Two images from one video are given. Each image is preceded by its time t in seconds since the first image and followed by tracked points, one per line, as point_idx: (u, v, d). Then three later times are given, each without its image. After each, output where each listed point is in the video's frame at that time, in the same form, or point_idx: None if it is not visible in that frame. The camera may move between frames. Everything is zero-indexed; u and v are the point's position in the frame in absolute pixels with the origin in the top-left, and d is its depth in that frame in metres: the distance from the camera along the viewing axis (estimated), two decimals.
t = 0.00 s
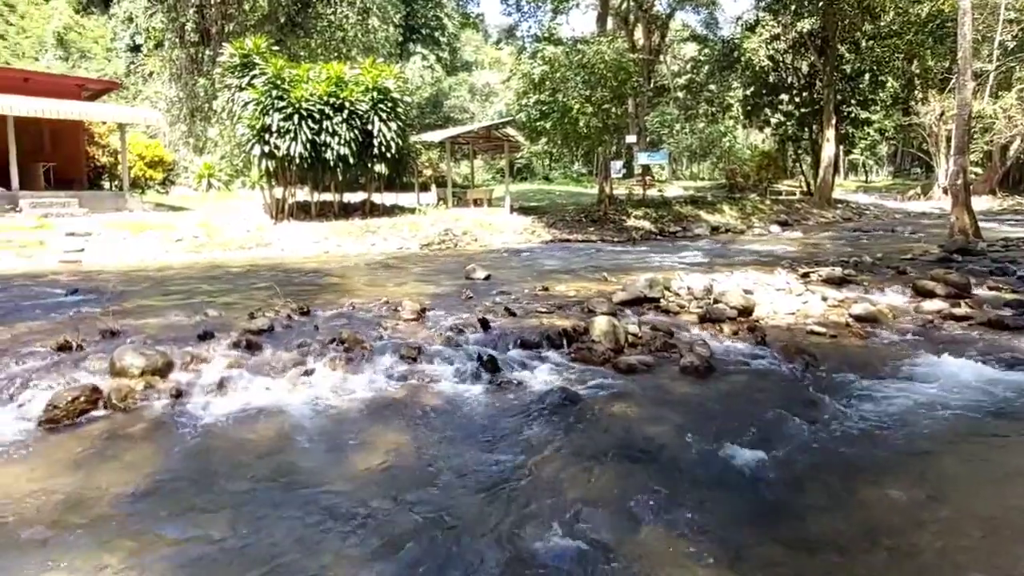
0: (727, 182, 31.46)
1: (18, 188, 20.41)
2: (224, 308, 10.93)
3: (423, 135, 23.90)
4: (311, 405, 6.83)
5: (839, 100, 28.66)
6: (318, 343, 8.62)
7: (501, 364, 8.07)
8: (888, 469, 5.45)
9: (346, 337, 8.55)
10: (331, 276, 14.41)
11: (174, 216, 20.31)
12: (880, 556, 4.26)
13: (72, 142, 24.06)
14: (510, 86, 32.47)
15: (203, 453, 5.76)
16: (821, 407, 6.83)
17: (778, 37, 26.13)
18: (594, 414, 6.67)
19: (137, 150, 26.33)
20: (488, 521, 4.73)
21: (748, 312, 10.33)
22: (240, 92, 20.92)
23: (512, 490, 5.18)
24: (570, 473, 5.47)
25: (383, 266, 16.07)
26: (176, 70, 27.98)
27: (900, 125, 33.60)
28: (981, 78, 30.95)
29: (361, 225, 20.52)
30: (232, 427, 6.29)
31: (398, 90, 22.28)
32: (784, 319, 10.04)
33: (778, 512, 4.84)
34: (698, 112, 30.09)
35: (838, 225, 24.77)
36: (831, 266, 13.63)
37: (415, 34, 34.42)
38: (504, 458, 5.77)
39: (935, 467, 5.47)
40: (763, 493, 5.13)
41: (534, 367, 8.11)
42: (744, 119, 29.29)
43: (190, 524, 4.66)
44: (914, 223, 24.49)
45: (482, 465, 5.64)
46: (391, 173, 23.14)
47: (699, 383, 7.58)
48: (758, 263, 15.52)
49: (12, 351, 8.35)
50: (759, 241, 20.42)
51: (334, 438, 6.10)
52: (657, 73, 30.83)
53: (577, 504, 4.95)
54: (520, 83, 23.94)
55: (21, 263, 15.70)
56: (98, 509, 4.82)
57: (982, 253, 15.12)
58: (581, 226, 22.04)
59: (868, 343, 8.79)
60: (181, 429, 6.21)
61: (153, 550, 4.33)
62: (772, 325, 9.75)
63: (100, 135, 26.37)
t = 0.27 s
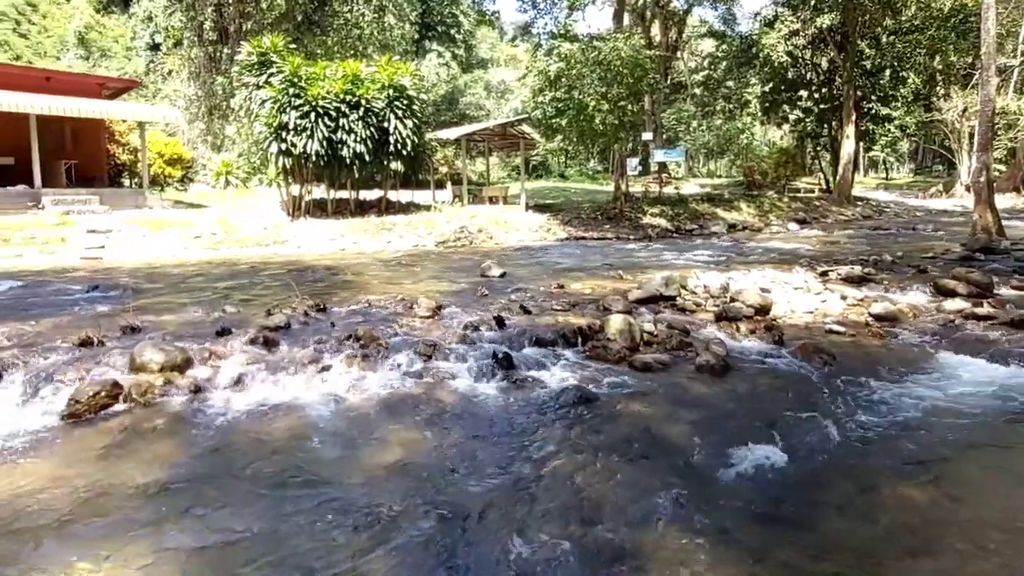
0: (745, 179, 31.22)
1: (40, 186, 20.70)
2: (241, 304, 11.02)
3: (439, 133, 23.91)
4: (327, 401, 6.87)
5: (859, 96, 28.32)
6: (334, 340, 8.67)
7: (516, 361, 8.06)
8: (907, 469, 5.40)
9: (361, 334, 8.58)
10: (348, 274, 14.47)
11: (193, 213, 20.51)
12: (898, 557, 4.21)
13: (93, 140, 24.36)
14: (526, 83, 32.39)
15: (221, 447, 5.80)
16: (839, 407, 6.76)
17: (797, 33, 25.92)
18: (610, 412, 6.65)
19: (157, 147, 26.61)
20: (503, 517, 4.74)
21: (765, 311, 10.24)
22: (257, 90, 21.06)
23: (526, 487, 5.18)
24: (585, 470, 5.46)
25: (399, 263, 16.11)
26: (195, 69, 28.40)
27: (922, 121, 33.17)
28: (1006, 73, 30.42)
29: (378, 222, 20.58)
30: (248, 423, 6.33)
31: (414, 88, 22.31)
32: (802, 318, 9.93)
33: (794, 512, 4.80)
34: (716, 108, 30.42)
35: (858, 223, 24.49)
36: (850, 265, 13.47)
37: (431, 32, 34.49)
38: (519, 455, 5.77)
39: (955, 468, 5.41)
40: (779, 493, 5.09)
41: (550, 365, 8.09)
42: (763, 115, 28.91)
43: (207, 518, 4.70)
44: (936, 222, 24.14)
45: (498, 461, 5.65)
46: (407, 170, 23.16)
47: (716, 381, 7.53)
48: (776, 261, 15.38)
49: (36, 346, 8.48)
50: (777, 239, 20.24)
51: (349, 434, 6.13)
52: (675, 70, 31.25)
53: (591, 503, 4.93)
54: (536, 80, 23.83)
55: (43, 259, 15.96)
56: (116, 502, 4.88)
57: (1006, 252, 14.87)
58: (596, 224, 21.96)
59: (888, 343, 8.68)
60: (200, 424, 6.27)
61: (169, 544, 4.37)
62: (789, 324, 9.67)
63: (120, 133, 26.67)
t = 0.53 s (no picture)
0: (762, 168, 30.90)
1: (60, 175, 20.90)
2: (257, 293, 11.09)
3: (453, 121, 23.87)
4: (342, 390, 6.89)
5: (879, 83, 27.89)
6: (349, 328, 8.69)
7: (531, 351, 8.05)
8: (927, 462, 5.33)
9: (376, 323, 8.59)
10: (363, 263, 14.50)
11: (209, 202, 20.64)
12: (917, 550, 4.17)
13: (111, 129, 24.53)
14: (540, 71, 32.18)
15: (237, 435, 5.84)
16: (857, 398, 6.69)
17: (817, 20, 25.66)
18: (625, 402, 6.63)
19: (173, 137, 26.77)
20: (517, 506, 4.74)
21: (782, 300, 10.15)
22: (272, 79, 21.10)
23: (541, 476, 5.18)
24: (599, 460, 5.44)
25: (413, 252, 16.12)
26: (211, 58, 28.66)
27: (944, 109, 32.63)
28: None
29: (392, 211, 20.60)
30: (264, 411, 6.37)
31: (428, 76, 22.25)
32: (819, 308, 9.84)
33: (810, 504, 4.76)
34: (732, 96, 30.44)
35: (877, 212, 24.18)
36: (868, 254, 13.32)
37: (445, 20, 34.38)
38: (534, 444, 5.77)
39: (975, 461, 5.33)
40: (794, 484, 5.06)
41: (564, 354, 8.07)
42: (781, 102, 28.97)
43: (223, 504, 4.74)
44: (957, 211, 23.77)
45: (513, 451, 5.65)
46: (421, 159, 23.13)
47: (731, 371, 7.48)
48: (793, 251, 15.23)
49: (57, 333, 8.59)
50: (794, 228, 20.05)
51: (364, 422, 6.16)
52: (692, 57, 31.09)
53: (605, 492, 4.93)
54: (551, 68, 23.63)
55: (62, 248, 16.14)
56: (134, 488, 4.93)
57: None
58: (611, 213, 21.84)
59: (907, 334, 8.58)
60: (216, 411, 6.32)
61: (187, 530, 4.41)
62: (806, 314, 9.57)
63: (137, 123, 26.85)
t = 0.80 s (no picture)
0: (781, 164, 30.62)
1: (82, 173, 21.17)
2: (276, 290, 11.16)
3: (470, 118, 23.87)
4: (359, 386, 6.92)
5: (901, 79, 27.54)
6: (367, 325, 8.73)
7: (547, 348, 8.04)
8: (949, 463, 5.26)
9: (393, 320, 8.62)
10: (380, 260, 14.56)
11: (229, 200, 20.82)
12: (940, 551, 4.12)
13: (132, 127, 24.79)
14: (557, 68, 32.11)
15: (256, 430, 5.89)
16: (878, 397, 6.63)
17: (838, 15, 25.36)
18: (642, 400, 6.60)
19: (193, 135, 27.04)
20: (535, 504, 4.74)
21: (801, 299, 10.06)
22: (290, 77, 21.22)
23: (558, 473, 5.19)
24: (617, 458, 5.43)
25: (430, 249, 16.16)
26: (230, 57, 28.89)
27: (968, 105, 32.15)
28: None
29: (409, 208, 20.64)
30: (283, 406, 6.41)
31: (445, 74, 22.30)
32: (839, 306, 9.74)
33: (829, 503, 4.73)
34: (751, 93, 29.68)
35: (898, 210, 23.88)
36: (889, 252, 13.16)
37: (461, 17, 34.48)
38: (551, 442, 5.76)
39: (999, 462, 5.26)
40: (815, 483, 5.02)
41: (580, 352, 8.05)
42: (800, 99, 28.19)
43: (244, 498, 4.79)
44: (981, 208, 23.41)
45: (530, 448, 5.64)
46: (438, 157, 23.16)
47: (750, 370, 7.43)
48: (812, 249, 15.10)
49: (80, 329, 8.71)
50: (814, 226, 19.85)
51: (381, 418, 6.18)
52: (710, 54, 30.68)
53: (621, 490, 4.92)
54: (567, 64, 23.54)
55: (85, 245, 16.38)
56: (156, 482, 4.98)
57: None
58: (628, 211, 21.76)
59: (929, 333, 8.47)
60: (235, 406, 6.37)
61: (207, 523, 4.46)
62: (826, 313, 9.48)
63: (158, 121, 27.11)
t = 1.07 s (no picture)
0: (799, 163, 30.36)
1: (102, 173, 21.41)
2: (292, 289, 11.23)
3: (485, 118, 23.89)
4: (374, 385, 6.95)
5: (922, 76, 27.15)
6: (382, 325, 8.76)
7: (562, 348, 8.03)
8: (969, 466, 5.20)
9: (408, 319, 8.65)
10: (396, 259, 14.60)
11: (246, 199, 20.97)
12: (959, 554, 4.07)
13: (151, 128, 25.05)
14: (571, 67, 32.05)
15: (272, 428, 5.93)
16: (897, 399, 6.55)
17: (858, 13, 25.17)
18: (658, 400, 6.57)
19: (210, 135, 27.29)
20: (549, 503, 4.74)
21: (819, 299, 9.97)
22: (307, 78, 21.33)
23: (573, 473, 5.18)
24: (632, 458, 5.41)
25: (445, 249, 16.19)
26: (247, 58, 29.12)
27: (989, 102, 31.73)
28: None
29: (424, 208, 20.68)
30: (299, 404, 6.45)
31: (460, 74, 22.35)
32: (858, 307, 9.64)
33: (847, 505, 4.68)
34: (768, 92, 28.66)
35: (918, 209, 23.58)
36: (910, 253, 13.00)
37: (476, 17, 34.65)
38: (566, 441, 5.75)
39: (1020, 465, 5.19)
40: (832, 485, 4.97)
41: (595, 352, 8.04)
42: (819, 97, 27.90)
43: (260, 495, 4.83)
44: (1004, 208, 23.05)
45: (545, 448, 5.64)
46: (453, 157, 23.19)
47: (767, 371, 7.38)
48: (830, 249, 14.96)
49: (100, 327, 8.82)
50: (832, 225, 19.68)
51: (397, 417, 6.20)
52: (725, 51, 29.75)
53: (636, 490, 4.90)
54: (582, 64, 23.43)
55: (104, 244, 16.57)
56: (174, 478, 5.03)
57: None
58: (643, 211, 21.68)
59: (949, 334, 8.36)
60: (252, 404, 6.42)
61: (223, 520, 4.49)
62: (844, 314, 9.39)
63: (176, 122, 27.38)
